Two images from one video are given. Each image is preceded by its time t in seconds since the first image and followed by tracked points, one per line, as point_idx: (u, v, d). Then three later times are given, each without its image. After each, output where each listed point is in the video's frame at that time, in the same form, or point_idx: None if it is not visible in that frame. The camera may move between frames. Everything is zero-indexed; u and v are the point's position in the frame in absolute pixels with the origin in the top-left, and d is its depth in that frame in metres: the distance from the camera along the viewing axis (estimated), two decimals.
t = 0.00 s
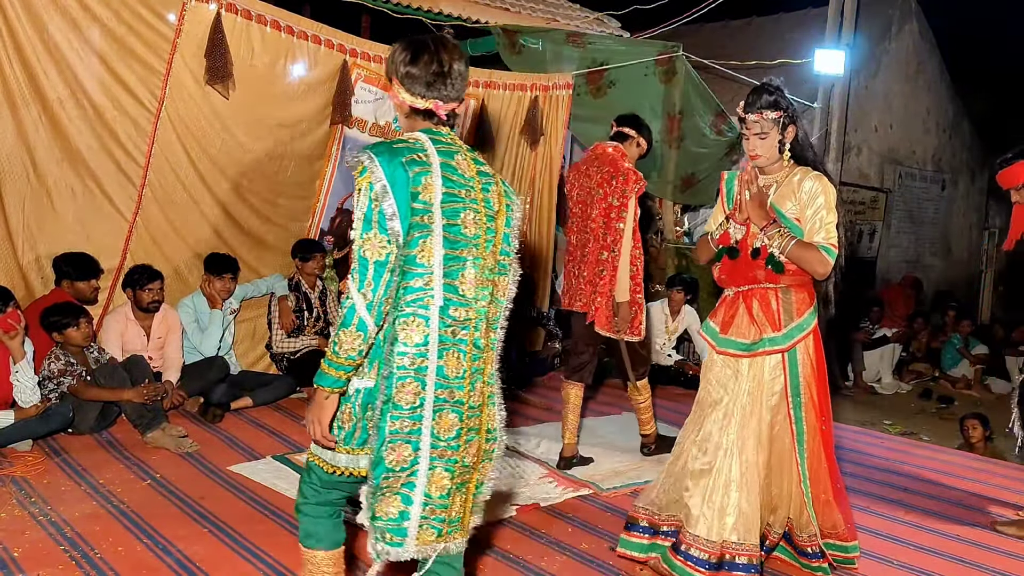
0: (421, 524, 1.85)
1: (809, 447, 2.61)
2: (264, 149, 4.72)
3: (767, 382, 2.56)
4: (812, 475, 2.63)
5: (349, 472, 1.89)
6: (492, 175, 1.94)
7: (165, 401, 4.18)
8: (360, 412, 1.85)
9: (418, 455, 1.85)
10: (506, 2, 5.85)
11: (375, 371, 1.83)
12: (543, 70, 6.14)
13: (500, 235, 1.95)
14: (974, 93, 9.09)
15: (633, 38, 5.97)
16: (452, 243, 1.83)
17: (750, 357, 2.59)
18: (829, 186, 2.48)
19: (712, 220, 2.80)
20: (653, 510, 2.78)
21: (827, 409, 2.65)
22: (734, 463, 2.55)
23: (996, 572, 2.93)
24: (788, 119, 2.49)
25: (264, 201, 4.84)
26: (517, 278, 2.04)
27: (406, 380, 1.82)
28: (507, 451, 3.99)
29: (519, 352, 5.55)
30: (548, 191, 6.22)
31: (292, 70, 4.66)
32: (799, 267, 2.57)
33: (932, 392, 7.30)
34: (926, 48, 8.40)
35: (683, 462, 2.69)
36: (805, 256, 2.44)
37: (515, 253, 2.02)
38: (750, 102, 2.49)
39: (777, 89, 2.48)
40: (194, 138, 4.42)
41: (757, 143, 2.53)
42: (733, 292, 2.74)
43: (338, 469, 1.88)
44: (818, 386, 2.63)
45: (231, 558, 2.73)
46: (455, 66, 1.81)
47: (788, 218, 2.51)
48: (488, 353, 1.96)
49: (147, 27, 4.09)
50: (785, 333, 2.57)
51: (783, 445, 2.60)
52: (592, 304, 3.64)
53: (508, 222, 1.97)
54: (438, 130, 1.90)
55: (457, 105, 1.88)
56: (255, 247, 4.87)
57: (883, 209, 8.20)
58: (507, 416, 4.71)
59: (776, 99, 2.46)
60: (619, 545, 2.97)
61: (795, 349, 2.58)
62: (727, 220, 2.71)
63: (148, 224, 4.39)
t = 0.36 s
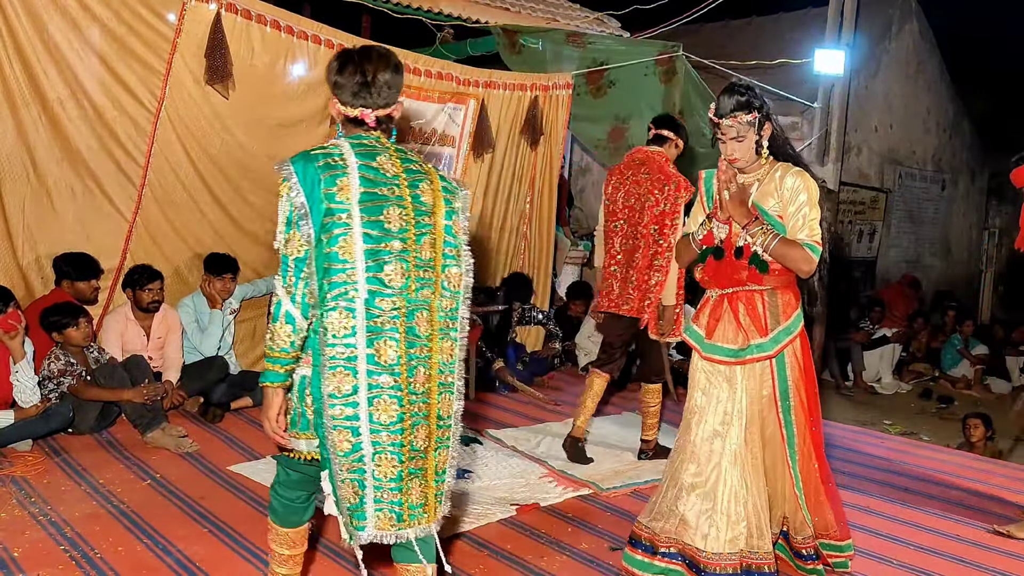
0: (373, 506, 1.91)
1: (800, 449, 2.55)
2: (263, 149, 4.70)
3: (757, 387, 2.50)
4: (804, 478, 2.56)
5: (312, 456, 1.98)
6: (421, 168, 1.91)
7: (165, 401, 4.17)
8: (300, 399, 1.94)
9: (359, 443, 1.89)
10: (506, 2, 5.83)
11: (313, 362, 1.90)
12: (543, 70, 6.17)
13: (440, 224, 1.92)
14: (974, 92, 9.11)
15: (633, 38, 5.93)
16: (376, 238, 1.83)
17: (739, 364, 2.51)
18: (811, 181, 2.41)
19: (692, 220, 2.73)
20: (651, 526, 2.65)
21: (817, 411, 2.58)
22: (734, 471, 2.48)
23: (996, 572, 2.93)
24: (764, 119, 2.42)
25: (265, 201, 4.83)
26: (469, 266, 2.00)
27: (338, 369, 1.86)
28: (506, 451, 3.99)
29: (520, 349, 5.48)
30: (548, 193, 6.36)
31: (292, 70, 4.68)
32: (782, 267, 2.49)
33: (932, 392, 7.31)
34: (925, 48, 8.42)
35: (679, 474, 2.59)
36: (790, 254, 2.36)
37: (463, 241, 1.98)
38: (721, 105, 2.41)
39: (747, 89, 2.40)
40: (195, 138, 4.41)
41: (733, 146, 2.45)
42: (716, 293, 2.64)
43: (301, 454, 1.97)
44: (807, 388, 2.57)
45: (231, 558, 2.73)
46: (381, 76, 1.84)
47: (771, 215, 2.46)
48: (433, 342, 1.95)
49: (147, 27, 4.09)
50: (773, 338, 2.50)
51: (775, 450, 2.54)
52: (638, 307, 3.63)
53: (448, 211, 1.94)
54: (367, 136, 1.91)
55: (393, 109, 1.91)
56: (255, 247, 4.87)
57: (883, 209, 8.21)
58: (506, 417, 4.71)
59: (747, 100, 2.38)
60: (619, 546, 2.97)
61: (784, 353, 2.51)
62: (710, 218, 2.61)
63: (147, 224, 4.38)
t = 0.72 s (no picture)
0: (296, 468, 2.12)
1: (778, 459, 2.41)
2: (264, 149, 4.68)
3: (729, 386, 2.41)
4: (784, 489, 2.42)
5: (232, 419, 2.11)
6: (352, 152, 2.12)
7: (165, 401, 4.18)
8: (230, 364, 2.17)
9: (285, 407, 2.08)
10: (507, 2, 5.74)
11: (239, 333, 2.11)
12: (543, 69, 6.21)
13: (369, 204, 2.15)
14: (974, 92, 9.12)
15: (633, 38, 5.89)
16: (305, 217, 2.06)
17: (713, 366, 2.42)
18: (786, 174, 2.30)
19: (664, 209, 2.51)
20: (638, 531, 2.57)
21: (797, 418, 2.46)
22: (716, 474, 2.40)
23: (997, 572, 2.92)
24: (734, 118, 2.28)
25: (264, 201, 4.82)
26: (406, 242, 2.23)
27: (263, 340, 2.05)
28: (506, 451, 3.99)
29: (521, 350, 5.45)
30: (547, 191, 6.35)
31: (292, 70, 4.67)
32: (753, 264, 2.41)
33: (932, 392, 7.31)
34: (925, 48, 8.42)
35: (665, 479, 2.51)
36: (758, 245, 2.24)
37: (396, 218, 2.21)
38: (687, 110, 2.27)
39: (714, 90, 2.26)
40: (195, 138, 4.39)
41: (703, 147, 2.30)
42: (693, 292, 2.55)
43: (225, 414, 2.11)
44: (787, 395, 2.44)
45: (232, 558, 2.73)
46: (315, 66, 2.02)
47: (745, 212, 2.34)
48: (362, 315, 2.17)
49: (147, 27, 4.09)
50: (747, 341, 2.41)
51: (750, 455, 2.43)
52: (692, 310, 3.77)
53: (377, 194, 2.17)
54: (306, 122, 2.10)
55: (331, 96, 2.08)
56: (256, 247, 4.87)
57: (883, 209, 8.22)
58: (505, 417, 4.70)
59: (714, 102, 2.25)
60: (619, 546, 2.97)
61: (759, 356, 2.41)
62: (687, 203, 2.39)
63: (147, 224, 4.37)
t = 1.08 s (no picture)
0: (256, 454, 2.23)
1: (761, 464, 2.39)
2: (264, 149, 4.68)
3: (712, 390, 2.38)
4: (767, 495, 2.40)
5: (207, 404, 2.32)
6: (329, 162, 2.24)
7: (165, 401, 4.17)
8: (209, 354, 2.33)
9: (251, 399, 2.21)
10: (507, 2, 5.72)
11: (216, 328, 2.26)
12: (543, 69, 6.22)
13: (342, 212, 2.27)
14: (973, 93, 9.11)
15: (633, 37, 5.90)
16: (279, 222, 2.18)
17: (694, 366, 2.40)
18: (769, 172, 2.29)
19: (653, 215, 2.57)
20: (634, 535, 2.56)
21: (779, 423, 2.45)
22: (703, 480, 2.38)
23: (997, 572, 2.92)
24: (713, 122, 2.27)
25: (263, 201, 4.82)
26: (374, 249, 2.35)
27: (234, 335, 2.19)
28: (506, 451, 3.98)
29: (521, 351, 5.34)
30: (548, 190, 6.33)
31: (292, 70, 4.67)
32: (737, 266, 2.38)
33: (932, 392, 7.31)
34: (926, 48, 8.41)
35: (654, 482, 2.50)
36: (741, 248, 2.24)
37: (367, 227, 2.33)
38: (666, 118, 2.26)
39: (691, 96, 2.26)
40: (194, 138, 4.39)
41: (684, 154, 2.31)
42: (676, 292, 2.52)
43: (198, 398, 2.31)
44: (767, 397, 2.42)
45: (232, 559, 2.73)
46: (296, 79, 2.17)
47: (729, 213, 2.33)
48: (329, 317, 2.29)
49: (147, 27, 4.09)
50: (727, 341, 2.38)
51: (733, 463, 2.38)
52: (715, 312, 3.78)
53: (351, 204, 2.29)
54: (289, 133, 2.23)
55: (313, 109, 2.22)
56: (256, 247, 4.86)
57: (884, 209, 8.22)
58: (504, 417, 4.70)
59: (691, 108, 2.24)
60: (619, 546, 2.97)
61: (740, 357, 2.39)
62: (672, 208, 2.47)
63: (147, 223, 4.37)
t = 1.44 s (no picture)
0: (258, 421, 2.53)
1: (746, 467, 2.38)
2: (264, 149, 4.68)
3: (704, 387, 2.37)
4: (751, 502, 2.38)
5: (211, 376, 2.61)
6: (334, 163, 2.57)
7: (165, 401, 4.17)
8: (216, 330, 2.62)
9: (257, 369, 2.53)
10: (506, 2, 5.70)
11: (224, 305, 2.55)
12: (543, 69, 6.23)
13: (343, 207, 2.60)
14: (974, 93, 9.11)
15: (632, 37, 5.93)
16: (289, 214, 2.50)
17: (684, 364, 2.42)
18: (761, 171, 2.30)
19: (645, 215, 2.55)
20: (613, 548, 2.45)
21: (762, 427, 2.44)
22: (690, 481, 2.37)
23: (997, 572, 2.92)
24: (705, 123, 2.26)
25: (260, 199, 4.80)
26: (370, 243, 2.69)
27: (243, 312, 2.50)
28: (506, 451, 3.98)
29: (520, 351, 5.39)
30: (549, 189, 6.32)
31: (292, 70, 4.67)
32: (732, 265, 2.37)
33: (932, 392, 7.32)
34: (926, 49, 8.41)
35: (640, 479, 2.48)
36: (735, 251, 2.25)
37: (363, 223, 2.67)
38: (657, 121, 2.25)
39: (681, 97, 2.24)
40: (195, 138, 4.40)
41: (676, 156, 2.28)
42: (669, 292, 2.53)
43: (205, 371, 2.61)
44: (755, 398, 2.41)
45: (233, 559, 2.73)
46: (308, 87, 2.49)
47: (722, 213, 2.33)
48: (328, 300, 2.63)
49: (147, 27, 4.09)
50: (718, 340, 2.38)
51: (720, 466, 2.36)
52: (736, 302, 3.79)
53: (351, 202, 2.63)
54: (298, 132, 2.54)
55: (320, 111, 2.53)
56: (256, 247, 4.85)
57: (883, 209, 8.22)
58: (504, 416, 4.70)
59: (682, 110, 2.23)
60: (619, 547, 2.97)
61: (732, 355, 2.38)
62: (665, 208, 2.46)
63: (147, 223, 4.37)
